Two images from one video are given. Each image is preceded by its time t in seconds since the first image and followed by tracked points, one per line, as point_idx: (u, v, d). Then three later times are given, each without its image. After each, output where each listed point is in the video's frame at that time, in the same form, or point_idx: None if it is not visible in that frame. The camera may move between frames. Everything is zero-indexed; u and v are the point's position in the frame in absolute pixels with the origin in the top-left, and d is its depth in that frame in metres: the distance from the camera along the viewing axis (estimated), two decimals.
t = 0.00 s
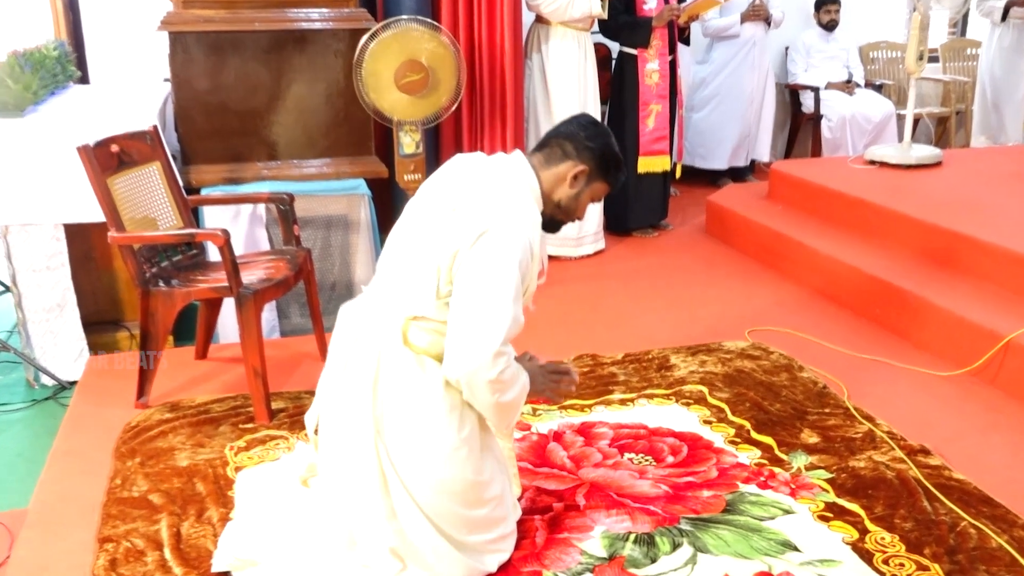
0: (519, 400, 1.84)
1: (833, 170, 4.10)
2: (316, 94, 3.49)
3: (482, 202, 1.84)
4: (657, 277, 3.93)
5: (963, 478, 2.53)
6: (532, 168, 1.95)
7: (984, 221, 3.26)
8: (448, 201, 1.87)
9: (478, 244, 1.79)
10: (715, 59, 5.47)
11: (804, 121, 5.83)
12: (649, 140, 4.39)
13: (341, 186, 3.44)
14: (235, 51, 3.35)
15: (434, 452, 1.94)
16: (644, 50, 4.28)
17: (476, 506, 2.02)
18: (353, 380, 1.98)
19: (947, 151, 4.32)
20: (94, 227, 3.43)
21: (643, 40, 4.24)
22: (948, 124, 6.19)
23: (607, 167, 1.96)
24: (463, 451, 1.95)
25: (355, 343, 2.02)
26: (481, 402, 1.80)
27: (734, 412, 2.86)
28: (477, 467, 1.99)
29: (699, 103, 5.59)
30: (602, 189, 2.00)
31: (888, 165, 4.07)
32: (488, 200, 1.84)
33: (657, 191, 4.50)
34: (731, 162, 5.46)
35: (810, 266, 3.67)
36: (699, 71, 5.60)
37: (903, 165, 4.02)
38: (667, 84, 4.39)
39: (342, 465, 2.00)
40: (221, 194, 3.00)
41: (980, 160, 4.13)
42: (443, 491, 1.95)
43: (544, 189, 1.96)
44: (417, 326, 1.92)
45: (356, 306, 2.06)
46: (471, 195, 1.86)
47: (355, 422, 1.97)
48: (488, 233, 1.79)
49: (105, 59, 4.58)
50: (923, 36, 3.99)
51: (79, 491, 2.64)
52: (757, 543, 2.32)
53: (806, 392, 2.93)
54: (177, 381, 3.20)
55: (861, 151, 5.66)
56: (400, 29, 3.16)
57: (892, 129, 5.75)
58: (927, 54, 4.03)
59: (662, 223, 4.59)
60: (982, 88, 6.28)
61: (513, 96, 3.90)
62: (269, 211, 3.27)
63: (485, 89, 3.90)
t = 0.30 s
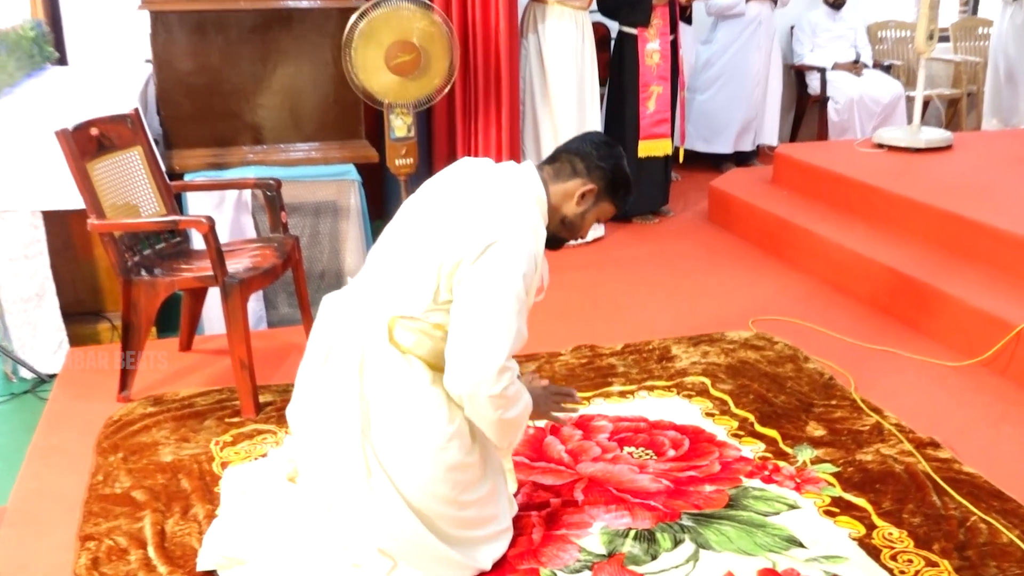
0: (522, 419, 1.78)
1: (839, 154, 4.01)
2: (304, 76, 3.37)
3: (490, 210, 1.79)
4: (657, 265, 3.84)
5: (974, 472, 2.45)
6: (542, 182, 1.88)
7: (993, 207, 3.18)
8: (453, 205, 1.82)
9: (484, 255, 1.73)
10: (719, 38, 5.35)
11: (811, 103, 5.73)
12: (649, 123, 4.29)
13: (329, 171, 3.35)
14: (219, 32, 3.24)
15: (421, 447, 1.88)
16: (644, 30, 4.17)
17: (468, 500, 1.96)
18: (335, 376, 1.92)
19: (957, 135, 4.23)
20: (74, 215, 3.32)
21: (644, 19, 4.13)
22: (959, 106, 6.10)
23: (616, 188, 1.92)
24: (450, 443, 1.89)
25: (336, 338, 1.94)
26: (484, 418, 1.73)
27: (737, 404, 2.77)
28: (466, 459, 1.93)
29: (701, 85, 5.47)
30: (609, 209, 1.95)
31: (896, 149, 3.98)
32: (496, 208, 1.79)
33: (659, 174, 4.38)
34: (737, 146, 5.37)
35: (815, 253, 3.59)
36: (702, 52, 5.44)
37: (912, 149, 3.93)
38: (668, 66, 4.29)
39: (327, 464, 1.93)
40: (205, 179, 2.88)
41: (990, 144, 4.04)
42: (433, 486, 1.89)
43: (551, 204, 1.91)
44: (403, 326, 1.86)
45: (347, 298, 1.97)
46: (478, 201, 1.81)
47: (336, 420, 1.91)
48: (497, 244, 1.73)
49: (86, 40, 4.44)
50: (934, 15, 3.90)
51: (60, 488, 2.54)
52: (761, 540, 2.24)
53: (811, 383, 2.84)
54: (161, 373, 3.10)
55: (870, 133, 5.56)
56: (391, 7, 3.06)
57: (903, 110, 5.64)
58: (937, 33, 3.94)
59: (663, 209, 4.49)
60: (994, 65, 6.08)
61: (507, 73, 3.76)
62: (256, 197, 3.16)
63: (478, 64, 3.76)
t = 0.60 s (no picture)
0: (531, 442, 1.72)
1: (846, 137, 3.91)
2: (290, 58, 3.27)
3: (496, 224, 1.72)
4: (656, 253, 3.74)
5: (985, 466, 2.36)
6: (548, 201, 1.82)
7: (1004, 192, 3.09)
8: (456, 214, 1.75)
9: (490, 271, 1.66)
10: (724, 17, 5.23)
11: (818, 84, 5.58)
12: (650, 105, 4.18)
13: (316, 155, 3.22)
14: (201, 11, 3.13)
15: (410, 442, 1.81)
16: (644, 8, 4.06)
17: (460, 498, 1.89)
18: (323, 374, 1.88)
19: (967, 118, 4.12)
20: (52, 202, 3.20)
21: None
22: (972, 87, 5.99)
23: (621, 215, 1.86)
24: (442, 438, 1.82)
25: (324, 337, 1.90)
26: (492, 439, 1.67)
27: (741, 397, 2.68)
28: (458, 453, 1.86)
29: (706, 66, 5.36)
30: (612, 235, 1.89)
31: (906, 132, 3.88)
32: (503, 222, 1.73)
33: (659, 160, 4.28)
34: (744, 129, 5.29)
35: (821, 240, 3.49)
36: (707, 31, 5.33)
37: (922, 132, 3.84)
38: (669, 45, 4.17)
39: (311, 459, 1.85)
40: (188, 164, 2.77)
41: (1000, 127, 3.94)
42: (424, 484, 1.82)
43: (554, 225, 1.85)
44: (387, 328, 1.84)
45: (343, 293, 1.89)
46: (484, 214, 1.75)
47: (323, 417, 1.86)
48: (503, 260, 1.66)
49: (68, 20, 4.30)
50: None
51: (38, 485, 2.43)
52: (766, 537, 2.16)
53: (817, 375, 2.75)
54: (143, 366, 2.99)
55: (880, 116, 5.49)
56: None
57: (913, 91, 5.54)
58: (949, 12, 3.84)
59: (664, 196, 4.38)
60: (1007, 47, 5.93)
61: (501, 49, 3.61)
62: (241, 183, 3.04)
63: (472, 44, 3.63)
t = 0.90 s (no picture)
0: (542, 469, 1.65)
1: (858, 120, 3.78)
2: (274, 38, 3.13)
3: (501, 241, 1.65)
4: (658, 241, 3.61)
5: (1004, 466, 2.26)
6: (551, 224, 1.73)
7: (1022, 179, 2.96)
8: (458, 227, 1.68)
9: (495, 290, 1.59)
10: None
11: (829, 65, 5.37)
12: (652, 86, 4.02)
13: (300, 140, 3.07)
14: None
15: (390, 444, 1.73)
16: None
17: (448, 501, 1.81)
18: (309, 380, 1.78)
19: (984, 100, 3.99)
20: (23, 189, 3.05)
21: None
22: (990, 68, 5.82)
23: (626, 241, 1.77)
24: (426, 439, 1.75)
25: (313, 344, 1.80)
26: (501, 466, 1.61)
27: (749, 394, 2.56)
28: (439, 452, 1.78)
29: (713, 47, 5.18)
30: (615, 261, 1.81)
31: (922, 114, 3.77)
32: (508, 237, 1.66)
33: (663, 144, 4.16)
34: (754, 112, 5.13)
35: (831, 228, 3.37)
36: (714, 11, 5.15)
37: (939, 115, 3.72)
38: (673, 23, 3.99)
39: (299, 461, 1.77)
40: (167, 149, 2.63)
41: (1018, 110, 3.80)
42: (408, 487, 1.74)
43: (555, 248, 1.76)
44: (371, 332, 1.76)
45: (334, 296, 1.79)
46: (487, 228, 1.68)
47: (306, 421, 1.77)
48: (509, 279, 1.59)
49: None
50: None
51: (8, 487, 2.31)
52: (774, 540, 2.05)
53: (828, 370, 2.63)
54: (120, 360, 2.85)
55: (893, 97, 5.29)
56: None
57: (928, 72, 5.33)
58: None
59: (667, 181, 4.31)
60: None
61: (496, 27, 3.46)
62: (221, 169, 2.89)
63: (465, 23, 3.48)
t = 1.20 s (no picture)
0: (552, 494, 1.63)
1: (873, 101, 3.64)
2: (258, 15, 3.00)
3: (505, 258, 1.55)
4: (661, 229, 3.48)
5: None
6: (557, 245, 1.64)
7: None
8: (459, 240, 1.58)
9: (499, 310, 1.49)
10: None
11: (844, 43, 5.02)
12: (657, 67, 3.89)
13: (285, 124, 2.94)
14: None
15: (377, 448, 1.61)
16: None
17: (437, 507, 1.69)
18: (294, 381, 1.65)
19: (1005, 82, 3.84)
20: None
21: None
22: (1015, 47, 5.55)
23: (630, 271, 1.70)
24: (411, 444, 1.64)
25: (300, 348, 1.67)
26: (514, 491, 1.57)
27: (759, 391, 2.43)
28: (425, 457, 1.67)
29: (725, 26, 4.96)
30: (618, 291, 1.74)
31: (942, 96, 3.64)
32: (514, 254, 1.56)
33: (668, 124, 4.00)
34: (770, 93, 4.90)
35: (846, 216, 3.24)
36: None
37: (961, 96, 3.59)
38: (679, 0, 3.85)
39: (281, 465, 1.64)
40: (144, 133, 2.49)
41: None
42: (396, 493, 1.62)
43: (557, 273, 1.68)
44: (359, 337, 1.64)
45: (324, 293, 1.66)
46: (491, 241, 1.57)
47: (289, 422, 1.64)
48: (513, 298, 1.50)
49: None
50: None
51: None
52: (785, 544, 1.94)
53: (843, 366, 2.51)
54: (98, 355, 2.72)
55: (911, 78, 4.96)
56: None
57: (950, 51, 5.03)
58: None
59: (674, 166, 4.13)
60: None
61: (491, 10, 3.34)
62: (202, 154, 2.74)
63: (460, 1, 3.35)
